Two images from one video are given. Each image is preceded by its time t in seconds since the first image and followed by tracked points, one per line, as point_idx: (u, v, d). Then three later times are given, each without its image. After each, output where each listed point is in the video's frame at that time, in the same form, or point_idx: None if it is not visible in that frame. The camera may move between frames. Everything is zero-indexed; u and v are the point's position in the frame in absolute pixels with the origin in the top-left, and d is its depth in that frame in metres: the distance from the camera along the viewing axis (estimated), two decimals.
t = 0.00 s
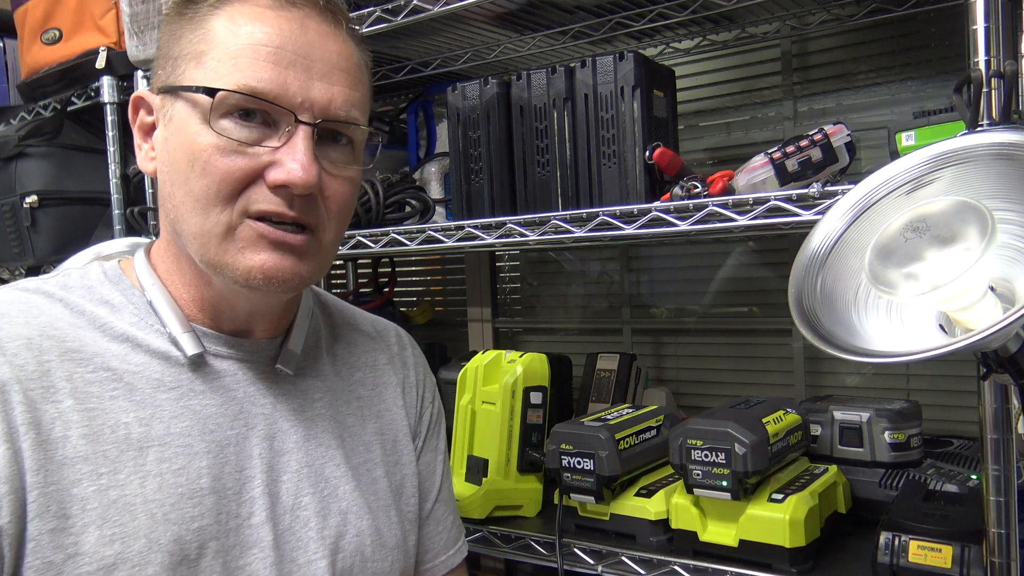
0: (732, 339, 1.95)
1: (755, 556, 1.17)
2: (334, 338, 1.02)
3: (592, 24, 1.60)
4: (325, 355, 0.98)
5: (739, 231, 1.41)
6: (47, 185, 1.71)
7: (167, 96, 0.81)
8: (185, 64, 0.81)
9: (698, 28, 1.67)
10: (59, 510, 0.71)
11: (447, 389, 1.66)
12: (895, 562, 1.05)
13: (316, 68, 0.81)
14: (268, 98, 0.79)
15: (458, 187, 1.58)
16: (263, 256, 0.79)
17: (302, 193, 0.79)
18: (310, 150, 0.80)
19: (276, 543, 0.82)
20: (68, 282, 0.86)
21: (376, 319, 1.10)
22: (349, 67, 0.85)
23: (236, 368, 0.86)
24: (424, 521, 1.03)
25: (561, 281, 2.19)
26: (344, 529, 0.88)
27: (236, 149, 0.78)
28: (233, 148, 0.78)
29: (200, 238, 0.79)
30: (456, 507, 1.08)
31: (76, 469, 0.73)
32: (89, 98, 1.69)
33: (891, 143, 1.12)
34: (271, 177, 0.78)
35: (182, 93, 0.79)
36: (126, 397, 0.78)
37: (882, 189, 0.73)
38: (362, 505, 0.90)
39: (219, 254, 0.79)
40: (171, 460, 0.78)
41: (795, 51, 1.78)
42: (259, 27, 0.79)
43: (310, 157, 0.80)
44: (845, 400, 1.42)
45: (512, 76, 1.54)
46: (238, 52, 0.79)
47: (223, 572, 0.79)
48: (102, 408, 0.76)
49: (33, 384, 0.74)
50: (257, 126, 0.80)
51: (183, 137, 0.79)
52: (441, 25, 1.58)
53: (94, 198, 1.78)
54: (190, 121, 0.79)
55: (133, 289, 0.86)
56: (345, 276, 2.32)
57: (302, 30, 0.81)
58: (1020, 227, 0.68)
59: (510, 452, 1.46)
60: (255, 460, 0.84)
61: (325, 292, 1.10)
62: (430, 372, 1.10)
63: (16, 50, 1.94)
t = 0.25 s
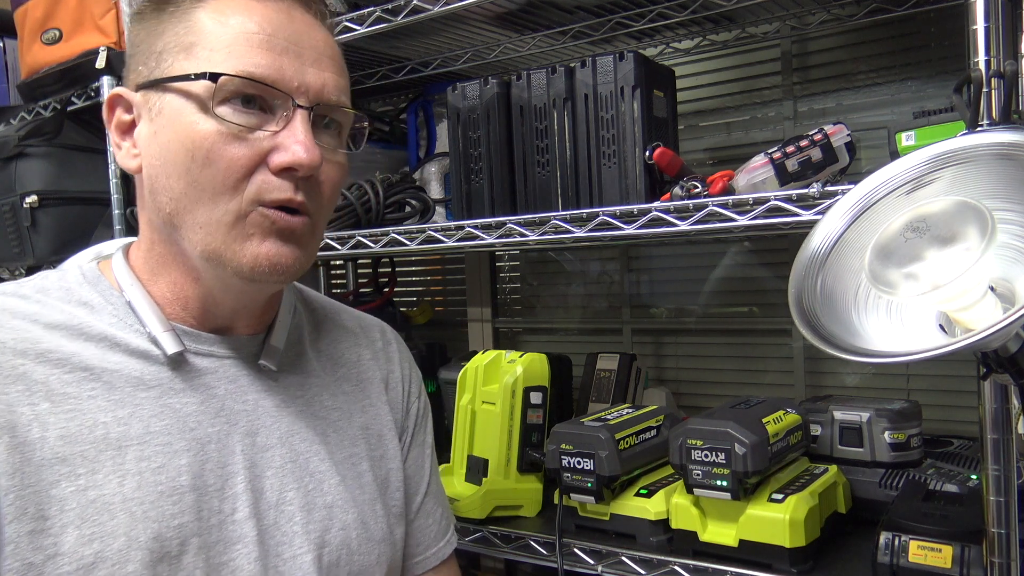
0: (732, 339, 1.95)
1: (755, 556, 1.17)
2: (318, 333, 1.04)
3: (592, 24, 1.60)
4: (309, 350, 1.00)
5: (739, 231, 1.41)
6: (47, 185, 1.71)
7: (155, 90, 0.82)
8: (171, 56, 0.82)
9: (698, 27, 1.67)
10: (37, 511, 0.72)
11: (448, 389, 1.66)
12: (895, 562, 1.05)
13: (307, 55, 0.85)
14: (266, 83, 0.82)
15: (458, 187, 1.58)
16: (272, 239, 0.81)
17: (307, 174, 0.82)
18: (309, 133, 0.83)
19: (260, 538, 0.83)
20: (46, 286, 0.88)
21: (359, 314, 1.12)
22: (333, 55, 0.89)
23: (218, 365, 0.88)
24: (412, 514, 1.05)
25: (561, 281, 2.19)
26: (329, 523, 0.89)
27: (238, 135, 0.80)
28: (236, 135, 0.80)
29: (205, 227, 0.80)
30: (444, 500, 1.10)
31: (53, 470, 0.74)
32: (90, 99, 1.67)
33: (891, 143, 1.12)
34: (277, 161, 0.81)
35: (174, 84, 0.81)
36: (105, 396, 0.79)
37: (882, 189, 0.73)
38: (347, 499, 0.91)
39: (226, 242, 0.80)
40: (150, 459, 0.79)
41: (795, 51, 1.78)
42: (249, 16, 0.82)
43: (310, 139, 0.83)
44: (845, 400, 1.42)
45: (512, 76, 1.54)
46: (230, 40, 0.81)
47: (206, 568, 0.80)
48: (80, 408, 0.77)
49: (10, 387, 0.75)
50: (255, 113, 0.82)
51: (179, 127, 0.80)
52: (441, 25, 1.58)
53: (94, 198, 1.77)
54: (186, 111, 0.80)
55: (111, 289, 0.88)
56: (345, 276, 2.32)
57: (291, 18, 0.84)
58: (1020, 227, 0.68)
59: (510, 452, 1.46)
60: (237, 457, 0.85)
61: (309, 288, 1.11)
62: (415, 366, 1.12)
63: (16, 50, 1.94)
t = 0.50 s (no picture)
0: (732, 339, 1.95)
1: (756, 556, 1.16)
2: (285, 324, 1.02)
3: (592, 24, 1.60)
4: (275, 342, 0.98)
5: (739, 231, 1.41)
6: (46, 185, 1.71)
7: (97, 88, 0.81)
8: (111, 52, 0.82)
9: (698, 28, 1.67)
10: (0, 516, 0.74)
11: (448, 389, 1.66)
12: (896, 562, 1.05)
13: (248, 43, 0.84)
14: (205, 74, 0.81)
15: (458, 187, 1.58)
16: (217, 232, 0.79)
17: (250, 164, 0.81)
18: (251, 122, 0.82)
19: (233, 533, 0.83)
20: (5, 287, 0.88)
21: (328, 305, 1.10)
22: (277, 42, 0.88)
23: (181, 362, 0.87)
24: (389, 503, 1.02)
25: (561, 281, 2.19)
26: (303, 515, 0.88)
27: (177, 128, 0.79)
28: (175, 128, 0.79)
29: (148, 222, 0.79)
30: (422, 486, 1.07)
31: (16, 475, 0.76)
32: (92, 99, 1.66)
33: (891, 143, 1.12)
34: (218, 152, 0.79)
35: (113, 80, 0.80)
36: (67, 397, 0.80)
37: (882, 189, 0.73)
38: (318, 492, 0.90)
39: (170, 236, 0.79)
40: (116, 459, 0.79)
41: (795, 51, 1.78)
42: (189, 6, 0.81)
43: (253, 129, 0.82)
44: (845, 400, 1.42)
45: (512, 76, 1.54)
46: (169, 33, 0.81)
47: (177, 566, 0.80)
48: (42, 411, 0.79)
49: None
50: (195, 105, 0.81)
51: (119, 123, 0.79)
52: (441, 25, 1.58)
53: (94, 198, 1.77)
54: (125, 106, 0.79)
55: (71, 289, 0.87)
56: (345, 276, 2.32)
57: (229, 7, 0.83)
58: (1021, 227, 0.68)
59: (510, 452, 1.46)
60: (206, 454, 0.84)
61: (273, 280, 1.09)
62: (385, 354, 1.10)
63: (16, 50, 1.94)
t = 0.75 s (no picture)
0: (732, 339, 1.95)
1: (755, 556, 1.17)
2: (247, 318, 1.01)
3: (592, 24, 1.60)
4: (237, 336, 0.97)
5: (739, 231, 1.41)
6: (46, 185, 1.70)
7: (40, 88, 0.80)
8: (54, 52, 0.81)
9: (698, 28, 1.67)
10: None
11: (448, 389, 1.66)
12: (896, 562, 1.05)
13: (193, 41, 0.84)
14: (151, 72, 0.81)
15: (458, 187, 1.58)
16: (169, 230, 0.79)
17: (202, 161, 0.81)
18: (201, 119, 0.82)
19: (208, 530, 0.83)
20: None
21: (288, 295, 1.09)
22: (223, 38, 0.88)
23: (145, 364, 0.86)
24: (362, 485, 1.02)
25: (561, 281, 2.18)
26: (275, 509, 0.88)
27: (125, 127, 0.78)
28: (122, 127, 0.78)
29: (96, 224, 0.78)
30: (394, 468, 1.07)
31: None
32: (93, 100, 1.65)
33: (891, 142, 1.12)
34: (167, 151, 0.79)
35: (58, 80, 0.79)
36: (35, 404, 0.79)
37: (882, 189, 0.73)
38: (287, 485, 0.90)
39: (120, 237, 0.78)
40: (89, 463, 0.79)
41: (795, 51, 1.78)
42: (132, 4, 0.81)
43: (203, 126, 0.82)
44: (845, 400, 1.42)
45: (511, 76, 1.54)
46: (112, 31, 0.80)
47: (154, 567, 0.80)
48: (10, 419, 0.77)
49: None
50: (142, 104, 0.81)
51: (64, 123, 0.78)
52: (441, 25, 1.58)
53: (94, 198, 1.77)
54: (70, 106, 0.78)
55: (31, 294, 0.86)
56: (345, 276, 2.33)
57: (172, 4, 0.83)
58: (1021, 227, 0.68)
59: (510, 452, 1.46)
60: (176, 452, 0.84)
61: (230, 273, 1.07)
62: (349, 340, 1.10)
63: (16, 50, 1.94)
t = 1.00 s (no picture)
0: (732, 339, 1.95)
1: (755, 555, 1.17)
2: (219, 315, 1.01)
3: (592, 24, 1.60)
4: (213, 331, 0.98)
5: (739, 231, 1.41)
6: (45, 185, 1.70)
7: (48, 81, 0.79)
8: (64, 48, 0.80)
9: (698, 28, 1.67)
10: None
11: (447, 389, 1.66)
12: (896, 562, 1.05)
13: (207, 51, 0.85)
14: (169, 77, 0.81)
15: (458, 187, 1.58)
16: (177, 230, 0.79)
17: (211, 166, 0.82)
18: (213, 127, 0.84)
19: (197, 527, 0.84)
20: None
21: (253, 288, 1.10)
22: (231, 53, 0.89)
23: (129, 363, 0.86)
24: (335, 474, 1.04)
25: (561, 281, 2.18)
26: (260, 503, 0.90)
27: (141, 127, 0.79)
28: (138, 126, 0.79)
29: (103, 218, 0.77)
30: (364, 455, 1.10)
31: None
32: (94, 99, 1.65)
33: (891, 142, 1.12)
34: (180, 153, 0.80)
35: (70, 74, 0.79)
36: (18, 409, 0.78)
37: (882, 189, 0.73)
38: (269, 479, 0.91)
39: (126, 232, 0.77)
40: (77, 466, 0.78)
41: (795, 51, 1.78)
42: (152, 12, 0.82)
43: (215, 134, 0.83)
44: (846, 400, 1.42)
45: (511, 76, 1.54)
46: (129, 35, 0.81)
47: (143, 567, 0.80)
48: None
49: None
50: (156, 106, 0.81)
51: (76, 117, 0.78)
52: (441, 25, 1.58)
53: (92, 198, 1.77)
54: (84, 101, 0.78)
55: (7, 295, 0.84)
56: (345, 276, 2.33)
57: (189, 15, 0.84)
58: (1021, 227, 0.68)
59: (510, 451, 1.47)
60: (162, 451, 0.84)
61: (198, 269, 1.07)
62: (319, 332, 1.12)
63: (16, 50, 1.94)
